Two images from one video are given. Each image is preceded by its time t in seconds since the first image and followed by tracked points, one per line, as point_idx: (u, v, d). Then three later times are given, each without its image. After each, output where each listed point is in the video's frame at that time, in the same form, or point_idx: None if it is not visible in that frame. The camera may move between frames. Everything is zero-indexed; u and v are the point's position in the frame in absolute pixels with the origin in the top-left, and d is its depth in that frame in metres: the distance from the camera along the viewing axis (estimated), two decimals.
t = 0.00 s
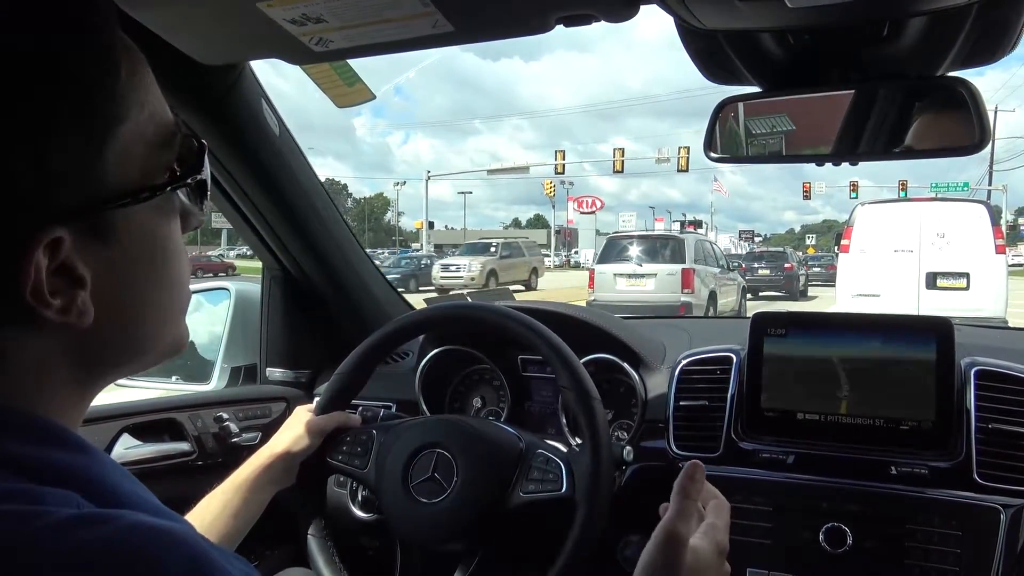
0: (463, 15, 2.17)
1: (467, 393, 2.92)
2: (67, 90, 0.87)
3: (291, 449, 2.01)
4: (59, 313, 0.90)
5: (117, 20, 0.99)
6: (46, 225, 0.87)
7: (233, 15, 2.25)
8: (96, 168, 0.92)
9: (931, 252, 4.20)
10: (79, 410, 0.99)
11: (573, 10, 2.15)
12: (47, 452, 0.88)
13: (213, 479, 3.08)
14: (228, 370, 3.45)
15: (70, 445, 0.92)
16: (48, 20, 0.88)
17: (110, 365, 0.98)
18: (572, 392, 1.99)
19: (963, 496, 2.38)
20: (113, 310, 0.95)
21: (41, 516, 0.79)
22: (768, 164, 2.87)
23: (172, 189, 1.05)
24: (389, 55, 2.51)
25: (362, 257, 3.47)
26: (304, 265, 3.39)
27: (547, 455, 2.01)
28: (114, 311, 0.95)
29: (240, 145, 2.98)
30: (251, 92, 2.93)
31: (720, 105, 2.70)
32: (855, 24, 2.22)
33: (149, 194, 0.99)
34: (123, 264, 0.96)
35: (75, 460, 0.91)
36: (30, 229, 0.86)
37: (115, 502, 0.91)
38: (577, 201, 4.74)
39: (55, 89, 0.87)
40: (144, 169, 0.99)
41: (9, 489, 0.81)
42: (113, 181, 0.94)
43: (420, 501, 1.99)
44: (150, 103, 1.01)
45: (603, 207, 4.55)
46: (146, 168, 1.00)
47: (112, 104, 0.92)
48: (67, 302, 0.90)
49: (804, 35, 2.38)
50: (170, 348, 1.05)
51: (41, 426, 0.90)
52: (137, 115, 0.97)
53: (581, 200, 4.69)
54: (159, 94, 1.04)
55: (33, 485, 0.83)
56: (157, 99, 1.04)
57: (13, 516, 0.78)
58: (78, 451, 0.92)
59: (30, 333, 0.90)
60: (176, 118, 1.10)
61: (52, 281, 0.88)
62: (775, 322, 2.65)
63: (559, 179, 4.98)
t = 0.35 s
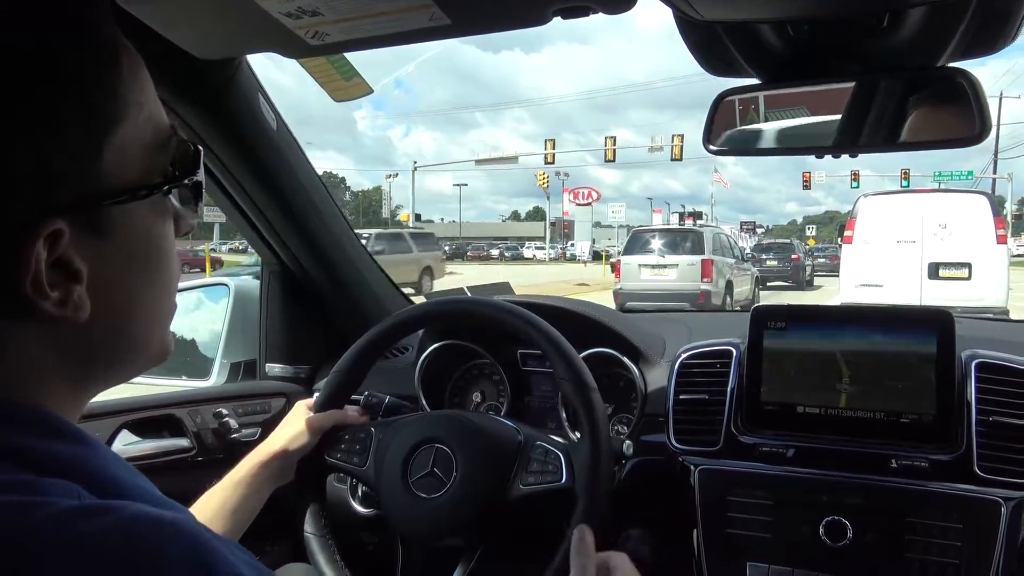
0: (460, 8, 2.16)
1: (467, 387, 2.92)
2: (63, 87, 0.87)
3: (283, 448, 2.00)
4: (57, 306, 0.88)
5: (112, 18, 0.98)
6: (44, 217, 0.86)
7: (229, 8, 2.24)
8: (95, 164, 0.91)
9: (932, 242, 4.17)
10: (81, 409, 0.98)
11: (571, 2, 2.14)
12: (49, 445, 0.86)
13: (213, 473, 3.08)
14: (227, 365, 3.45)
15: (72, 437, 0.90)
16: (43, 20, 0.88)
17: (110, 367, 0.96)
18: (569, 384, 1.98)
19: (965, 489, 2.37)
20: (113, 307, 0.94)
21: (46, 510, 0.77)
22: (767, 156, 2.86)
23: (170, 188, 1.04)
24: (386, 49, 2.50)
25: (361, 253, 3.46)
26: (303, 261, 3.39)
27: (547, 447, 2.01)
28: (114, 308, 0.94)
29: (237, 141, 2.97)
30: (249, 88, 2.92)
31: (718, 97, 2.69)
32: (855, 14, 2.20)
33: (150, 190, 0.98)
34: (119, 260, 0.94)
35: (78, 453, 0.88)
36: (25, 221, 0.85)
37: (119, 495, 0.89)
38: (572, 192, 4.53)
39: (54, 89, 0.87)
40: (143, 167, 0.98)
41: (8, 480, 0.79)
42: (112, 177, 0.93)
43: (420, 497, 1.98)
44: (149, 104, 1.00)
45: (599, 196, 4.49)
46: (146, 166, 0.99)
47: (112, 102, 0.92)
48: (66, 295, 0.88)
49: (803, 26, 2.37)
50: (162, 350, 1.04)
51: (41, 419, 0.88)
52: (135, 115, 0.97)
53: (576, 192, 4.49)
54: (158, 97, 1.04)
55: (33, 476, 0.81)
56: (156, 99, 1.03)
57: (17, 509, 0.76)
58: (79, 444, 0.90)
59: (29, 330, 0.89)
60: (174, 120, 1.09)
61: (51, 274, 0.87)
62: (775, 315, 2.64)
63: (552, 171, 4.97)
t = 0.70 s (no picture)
0: (460, 9, 2.18)
1: (467, 385, 2.93)
2: (72, 82, 0.87)
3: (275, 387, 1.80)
4: (63, 298, 0.88)
5: (124, 18, 0.99)
6: (51, 210, 0.86)
7: (230, 8, 2.26)
8: (102, 160, 0.91)
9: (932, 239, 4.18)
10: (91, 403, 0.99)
11: (569, 3, 2.15)
12: (61, 434, 0.87)
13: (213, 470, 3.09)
14: (228, 363, 3.47)
15: (86, 430, 0.91)
16: (58, 15, 0.88)
17: (116, 361, 0.97)
18: (569, 384, 1.97)
19: (961, 486, 2.38)
20: (120, 300, 0.94)
21: (53, 500, 0.78)
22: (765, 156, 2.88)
23: (179, 185, 1.04)
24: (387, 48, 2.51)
25: (361, 250, 3.48)
26: (305, 259, 3.42)
27: (546, 445, 2.02)
28: (123, 303, 0.95)
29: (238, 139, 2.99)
30: (251, 86, 2.94)
31: (717, 97, 2.71)
32: (852, 14, 2.22)
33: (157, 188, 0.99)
34: (128, 255, 0.95)
35: (87, 442, 0.89)
36: (32, 213, 0.85)
37: (127, 485, 0.89)
38: (566, 187, 4.59)
39: (60, 83, 0.86)
40: (150, 165, 0.98)
41: (29, 468, 0.80)
42: (119, 174, 0.93)
43: (419, 493, 2.00)
44: (160, 105, 1.02)
45: (593, 191, 4.52)
46: (154, 166, 0.99)
47: (120, 101, 0.92)
48: (72, 288, 0.89)
49: (801, 26, 2.39)
50: (176, 347, 1.04)
51: (55, 411, 0.88)
52: (144, 116, 0.97)
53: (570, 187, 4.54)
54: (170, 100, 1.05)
55: (53, 465, 0.83)
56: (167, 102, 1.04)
57: (24, 497, 0.77)
58: (92, 436, 0.91)
59: (38, 322, 0.89)
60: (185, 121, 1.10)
61: (57, 268, 0.87)
62: (772, 313, 2.66)
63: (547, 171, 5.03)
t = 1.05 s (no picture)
0: (455, 7, 2.17)
1: (461, 385, 2.92)
2: (66, 80, 0.83)
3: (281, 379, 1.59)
4: (40, 306, 0.84)
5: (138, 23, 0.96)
6: (31, 214, 0.82)
7: (224, 5, 2.25)
8: (90, 162, 0.86)
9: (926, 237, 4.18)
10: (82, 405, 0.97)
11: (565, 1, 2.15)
12: (48, 441, 0.84)
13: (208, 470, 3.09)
14: (222, 363, 3.46)
15: (71, 432, 0.89)
16: (58, 15, 0.83)
17: (106, 370, 0.94)
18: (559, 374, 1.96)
19: (955, 485, 2.39)
20: (109, 307, 0.91)
21: (49, 502, 0.77)
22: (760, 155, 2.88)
23: (179, 193, 1.01)
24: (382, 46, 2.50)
25: (356, 249, 3.45)
26: (299, 260, 3.40)
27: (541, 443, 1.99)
28: (109, 312, 0.91)
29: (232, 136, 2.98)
30: (246, 83, 2.94)
31: (711, 97, 2.71)
32: (848, 13, 2.22)
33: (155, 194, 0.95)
34: (116, 263, 0.91)
35: (78, 447, 0.88)
36: (9, 217, 0.81)
37: (120, 489, 0.89)
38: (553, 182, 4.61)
39: (61, 82, 0.83)
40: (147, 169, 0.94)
41: (17, 475, 0.78)
42: (110, 177, 0.89)
43: (412, 492, 2.00)
44: (163, 109, 0.97)
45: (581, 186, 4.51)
46: (154, 170, 0.96)
47: (120, 103, 0.88)
48: (51, 296, 0.85)
49: (798, 25, 2.39)
50: (169, 359, 1.00)
51: (43, 415, 0.86)
52: (145, 120, 0.93)
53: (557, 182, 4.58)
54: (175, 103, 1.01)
55: (39, 472, 0.81)
56: (174, 106, 1.01)
57: (22, 501, 0.76)
58: (78, 440, 0.89)
59: (20, 329, 0.86)
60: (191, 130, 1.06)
61: (36, 275, 0.83)
62: (767, 313, 2.66)
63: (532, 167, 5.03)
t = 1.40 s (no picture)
0: (454, 4, 2.17)
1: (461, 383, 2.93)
2: (56, 78, 0.84)
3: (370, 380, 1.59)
4: (27, 308, 0.84)
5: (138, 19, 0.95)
6: (15, 217, 0.82)
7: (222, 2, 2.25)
8: (86, 161, 0.86)
9: (927, 236, 4.16)
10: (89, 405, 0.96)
11: None
12: (48, 440, 0.84)
13: (207, 467, 3.09)
14: (221, 360, 3.47)
15: (75, 432, 0.88)
16: (58, 14, 0.85)
17: (109, 367, 0.93)
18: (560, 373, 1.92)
19: (952, 482, 2.40)
20: (105, 305, 0.89)
21: (41, 501, 0.77)
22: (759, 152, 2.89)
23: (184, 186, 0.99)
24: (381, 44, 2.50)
25: (355, 247, 3.46)
26: (299, 257, 3.41)
27: (540, 441, 2.05)
28: (102, 312, 0.89)
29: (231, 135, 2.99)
30: (244, 80, 2.94)
31: (710, 95, 2.71)
32: (847, 11, 2.23)
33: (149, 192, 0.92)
34: (112, 264, 0.89)
35: (78, 447, 0.87)
36: None
37: (118, 492, 0.87)
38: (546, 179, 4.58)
39: (55, 79, 0.83)
40: (147, 165, 0.92)
41: (12, 473, 0.78)
42: (110, 175, 0.88)
43: (415, 490, 1.99)
44: (163, 102, 0.94)
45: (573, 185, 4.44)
46: (153, 167, 0.94)
47: (112, 102, 0.88)
48: (39, 298, 0.84)
49: (796, 23, 2.39)
50: (177, 356, 0.98)
51: (44, 413, 0.86)
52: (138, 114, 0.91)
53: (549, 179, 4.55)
54: (178, 95, 0.98)
55: (36, 470, 0.81)
56: (175, 94, 0.98)
57: (21, 500, 0.76)
58: (81, 440, 0.88)
59: (15, 331, 0.86)
60: (196, 120, 1.03)
61: (22, 277, 0.83)
62: (766, 310, 2.66)
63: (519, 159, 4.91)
